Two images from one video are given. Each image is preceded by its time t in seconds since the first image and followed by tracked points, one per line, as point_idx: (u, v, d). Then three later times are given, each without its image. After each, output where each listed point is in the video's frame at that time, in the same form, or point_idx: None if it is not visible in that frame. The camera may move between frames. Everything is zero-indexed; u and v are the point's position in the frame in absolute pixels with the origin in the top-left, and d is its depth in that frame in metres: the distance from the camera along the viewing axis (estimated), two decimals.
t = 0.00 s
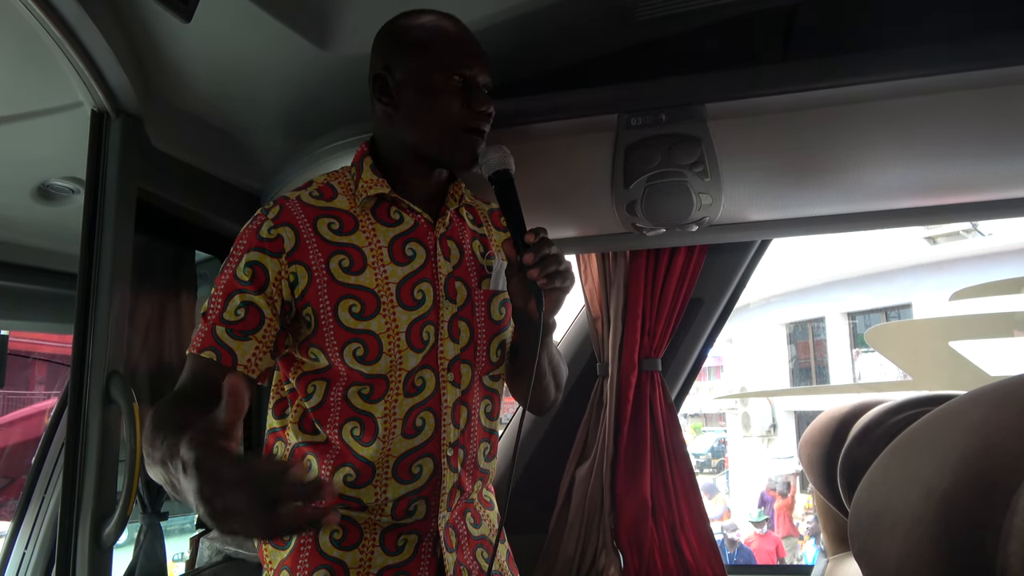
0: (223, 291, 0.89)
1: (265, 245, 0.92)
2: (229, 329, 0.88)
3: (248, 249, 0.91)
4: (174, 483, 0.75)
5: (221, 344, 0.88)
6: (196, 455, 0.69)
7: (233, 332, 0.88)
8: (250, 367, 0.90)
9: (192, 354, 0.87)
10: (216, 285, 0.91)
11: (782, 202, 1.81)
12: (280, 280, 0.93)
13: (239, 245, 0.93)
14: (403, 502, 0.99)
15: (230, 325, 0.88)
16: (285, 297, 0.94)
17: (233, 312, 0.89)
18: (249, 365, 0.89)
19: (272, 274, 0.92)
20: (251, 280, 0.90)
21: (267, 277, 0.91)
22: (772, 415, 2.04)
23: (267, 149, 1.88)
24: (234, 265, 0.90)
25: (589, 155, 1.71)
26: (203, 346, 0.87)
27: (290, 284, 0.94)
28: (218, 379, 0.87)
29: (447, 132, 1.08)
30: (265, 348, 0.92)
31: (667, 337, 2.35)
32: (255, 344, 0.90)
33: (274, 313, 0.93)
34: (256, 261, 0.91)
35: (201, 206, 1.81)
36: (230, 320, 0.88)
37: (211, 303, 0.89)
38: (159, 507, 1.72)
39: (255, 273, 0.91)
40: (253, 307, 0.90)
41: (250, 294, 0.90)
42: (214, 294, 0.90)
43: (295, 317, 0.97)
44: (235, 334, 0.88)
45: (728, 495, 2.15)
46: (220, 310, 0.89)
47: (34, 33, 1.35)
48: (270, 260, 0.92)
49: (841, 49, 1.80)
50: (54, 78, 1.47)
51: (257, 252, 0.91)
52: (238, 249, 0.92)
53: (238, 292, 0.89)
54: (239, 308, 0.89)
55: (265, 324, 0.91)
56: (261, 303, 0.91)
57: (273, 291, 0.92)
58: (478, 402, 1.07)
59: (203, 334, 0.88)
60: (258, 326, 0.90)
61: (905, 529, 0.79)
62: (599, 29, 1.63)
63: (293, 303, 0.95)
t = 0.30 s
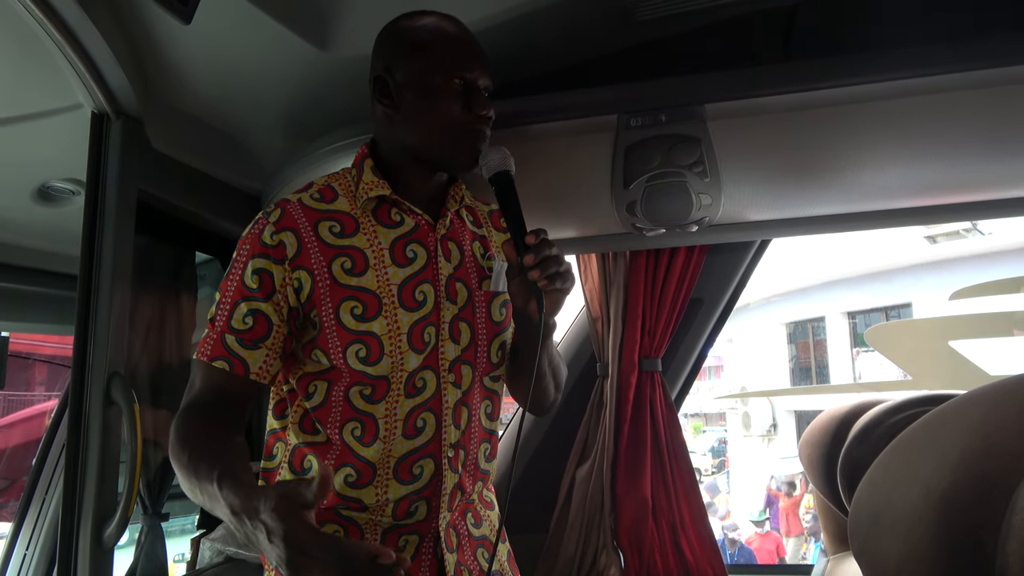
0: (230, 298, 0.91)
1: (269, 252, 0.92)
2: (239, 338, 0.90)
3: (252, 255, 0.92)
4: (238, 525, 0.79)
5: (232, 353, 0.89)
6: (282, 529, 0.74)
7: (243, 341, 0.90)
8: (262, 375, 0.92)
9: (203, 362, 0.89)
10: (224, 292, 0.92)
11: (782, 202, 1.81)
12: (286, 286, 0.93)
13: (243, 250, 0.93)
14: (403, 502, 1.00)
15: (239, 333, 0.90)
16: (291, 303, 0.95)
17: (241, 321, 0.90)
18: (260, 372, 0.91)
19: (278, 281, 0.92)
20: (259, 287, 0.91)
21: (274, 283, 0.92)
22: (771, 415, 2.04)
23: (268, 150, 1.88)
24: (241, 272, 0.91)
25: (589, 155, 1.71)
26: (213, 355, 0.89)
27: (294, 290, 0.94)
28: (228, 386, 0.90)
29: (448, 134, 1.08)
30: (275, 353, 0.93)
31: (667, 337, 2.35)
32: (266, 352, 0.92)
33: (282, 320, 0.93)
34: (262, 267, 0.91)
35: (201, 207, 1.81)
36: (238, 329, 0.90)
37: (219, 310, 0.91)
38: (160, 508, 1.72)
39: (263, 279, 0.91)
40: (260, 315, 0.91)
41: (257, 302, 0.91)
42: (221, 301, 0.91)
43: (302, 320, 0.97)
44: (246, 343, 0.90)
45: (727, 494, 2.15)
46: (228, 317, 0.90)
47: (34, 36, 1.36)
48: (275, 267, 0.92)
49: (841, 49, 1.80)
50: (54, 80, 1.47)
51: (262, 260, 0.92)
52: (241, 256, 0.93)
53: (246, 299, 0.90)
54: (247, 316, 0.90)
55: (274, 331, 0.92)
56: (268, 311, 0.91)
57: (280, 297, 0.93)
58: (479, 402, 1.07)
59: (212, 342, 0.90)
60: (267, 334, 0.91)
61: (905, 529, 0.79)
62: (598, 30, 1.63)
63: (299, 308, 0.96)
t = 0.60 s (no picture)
0: (228, 298, 0.90)
1: (265, 251, 0.92)
2: (238, 337, 0.89)
3: (249, 254, 0.92)
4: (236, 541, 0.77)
5: (232, 353, 0.89)
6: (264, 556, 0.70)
7: (242, 340, 0.89)
8: (262, 374, 0.91)
9: (202, 362, 0.89)
10: (221, 291, 0.91)
11: (781, 202, 1.81)
12: (283, 285, 0.93)
13: (240, 249, 0.93)
14: (400, 502, 0.99)
15: (238, 333, 0.89)
16: (288, 302, 0.94)
17: (240, 320, 0.90)
18: (260, 372, 0.91)
19: (275, 280, 0.92)
20: (257, 286, 0.91)
21: (271, 283, 0.92)
22: (771, 414, 2.01)
23: (265, 150, 1.88)
24: (238, 272, 0.91)
25: (587, 154, 1.71)
26: (213, 355, 0.89)
27: (291, 289, 0.94)
28: (228, 387, 0.90)
29: (445, 134, 1.08)
30: (274, 352, 0.93)
31: (665, 337, 2.35)
32: (265, 351, 0.91)
33: (280, 318, 0.93)
34: (259, 267, 0.91)
35: (199, 207, 1.81)
36: (237, 328, 0.89)
37: (217, 310, 0.90)
38: (158, 508, 1.72)
39: (260, 279, 0.91)
40: (258, 314, 0.91)
41: (256, 301, 0.90)
42: (219, 301, 0.91)
43: (300, 320, 0.97)
44: (244, 342, 0.90)
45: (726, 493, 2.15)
46: (226, 316, 0.90)
47: (31, 34, 1.35)
48: (272, 266, 0.92)
49: (840, 48, 1.80)
50: (52, 80, 1.47)
51: (259, 259, 0.91)
52: (238, 255, 0.92)
53: (244, 298, 0.90)
54: (245, 315, 0.90)
55: (272, 330, 0.92)
56: (266, 310, 0.91)
57: (278, 297, 0.93)
58: (476, 402, 1.07)
59: (211, 341, 0.89)
60: (265, 334, 0.91)
61: (902, 528, 0.79)
62: (597, 29, 1.63)
63: (297, 308, 0.95)
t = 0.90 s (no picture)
0: (224, 298, 0.90)
1: (261, 252, 0.92)
2: (233, 337, 0.89)
3: (244, 254, 0.92)
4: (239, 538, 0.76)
5: (227, 353, 0.89)
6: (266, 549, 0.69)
7: (237, 340, 0.89)
8: (257, 374, 0.91)
9: (198, 362, 0.89)
10: (217, 291, 0.92)
11: (778, 202, 1.81)
12: (278, 286, 0.93)
13: (235, 250, 0.93)
14: (398, 503, 0.99)
15: (233, 333, 0.89)
16: (284, 302, 0.94)
17: (235, 320, 0.90)
18: (255, 372, 0.91)
19: (270, 281, 0.92)
20: (252, 287, 0.91)
21: (266, 283, 0.92)
22: (769, 413, 2.00)
23: (262, 151, 1.87)
24: (233, 272, 0.91)
25: (585, 154, 1.71)
26: (208, 355, 0.89)
27: (287, 290, 0.94)
28: (224, 387, 0.90)
29: (443, 135, 1.08)
30: (270, 353, 0.93)
31: (663, 337, 2.35)
32: (260, 351, 0.91)
33: (275, 319, 0.93)
34: (254, 267, 0.91)
35: (196, 209, 1.81)
36: (232, 328, 0.89)
37: (213, 310, 0.91)
38: (156, 510, 1.72)
39: (255, 279, 0.91)
40: (254, 314, 0.91)
41: (251, 302, 0.91)
42: (214, 301, 0.91)
43: (296, 321, 0.97)
44: (240, 342, 0.90)
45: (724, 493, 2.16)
46: (222, 317, 0.90)
47: (26, 35, 1.35)
48: (268, 266, 0.92)
49: (839, 46, 1.80)
50: (48, 81, 1.47)
51: (254, 259, 0.92)
52: (233, 255, 0.92)
53: (239, 299, 0.90)
54: (240, 316, 0.90)
55: (268, 330, 0.92)
56: (262, 310, 0.91)
57: (273, 297, 0.93)
58: (473, 402, 1.07)
59: (207, 341, 0.89)
60: (261, 334, 0.91)
61: (898, 528, 0.79)
62: (594, 29, 1.63)
63: (293, 308, 0.95)
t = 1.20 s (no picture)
0: (221, 297, 0.90)
1: (259, 250, 0.92)
2: (231, 336, 0.89)
3: (242, 254, 0.91)
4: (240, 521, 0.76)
5: (225, 352, 0.89)
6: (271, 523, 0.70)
7: (235, 339, 0.89)
8: (255, 373, 0.91)
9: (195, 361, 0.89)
10: (215, 290, 0.92)
11: (777, 202, 1.82)
12: (276, 285, 0.93)
13: (233, 249, 0.93)
14: (396, 502, 0.99)
15: (231, 331, 0.89)
16: (282, 302, 0.94)
17: (233, 319, 0.89)
18: (253, 371, 0.91)
19: (268, 280, 0.92)
20: (250, 286, 0.91)
21: (265, 282, 0.92)
22: (767, 413, 2.03)
23: (260, 150, 1.87)
24: (231, 271, 0.91)
25: (583, 154, 1.71)
26: (206, 354, 0.88)
27: (285, 289, 0.94)
28: (223, 385, 0.90)
29: (441, 135, 1.07)
30: (267, 352, 0.93)
31: (661, 337, 2.35)
32: (258, 350, 0.91)
33: (273, 317, 0.93)
34: (252, 266, 0.91)
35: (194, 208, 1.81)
36: (230, 327, 0.89)
37: (211, 309, 0.90)
38: (153, 510, 1.72)
39: (253, 278, 0.91)
40: (252, 313, 0.90)
41: (249, 300, 0.90)
42: (212, 300, 0.91)
43: (294, 320, 0.97)
44: (238, 341, 0.89)
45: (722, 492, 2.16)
46: (220, 316, 0.90)
47: (24, 35, 1.35)
48: (266, 265, 0.92)
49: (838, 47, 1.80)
50: (46, 81, 1.47)
51: (252, 258, 0.91)
52: (231, 254, 0.92)
53: (237, 297, 0.90)
54: (238, 315, 0.90)
55: (266, 329, 0.92)
56: (260, 309, 0.91)
57: (271, 295, 0.93)
58: (471, 402, 1.07)
59: (205, 340, 0.89)
60: (259, 333, 0.91)
61: (896, 527, 0.79)
62: (593, 28, 1.63)
63: (291, 307, 0.95)
